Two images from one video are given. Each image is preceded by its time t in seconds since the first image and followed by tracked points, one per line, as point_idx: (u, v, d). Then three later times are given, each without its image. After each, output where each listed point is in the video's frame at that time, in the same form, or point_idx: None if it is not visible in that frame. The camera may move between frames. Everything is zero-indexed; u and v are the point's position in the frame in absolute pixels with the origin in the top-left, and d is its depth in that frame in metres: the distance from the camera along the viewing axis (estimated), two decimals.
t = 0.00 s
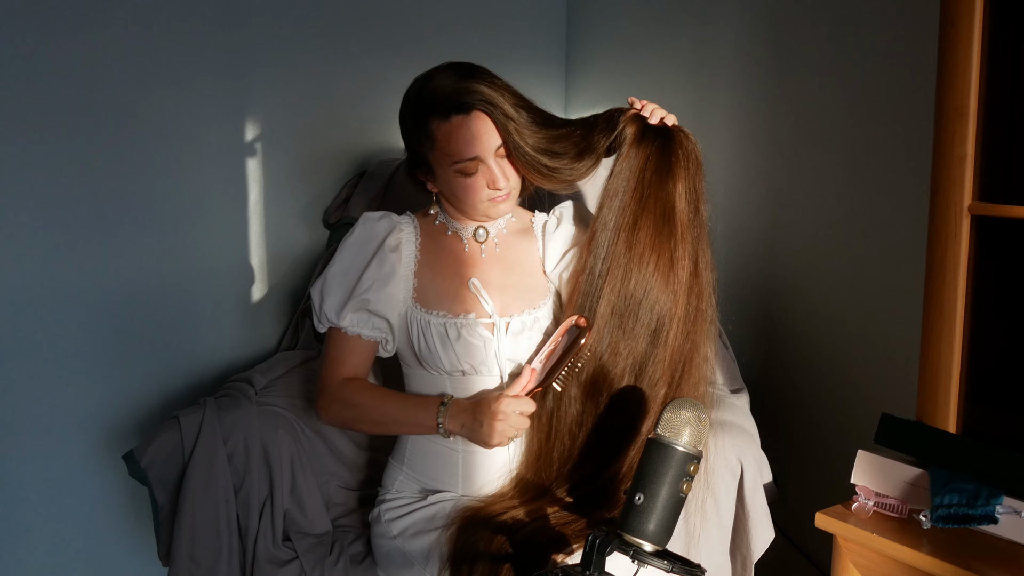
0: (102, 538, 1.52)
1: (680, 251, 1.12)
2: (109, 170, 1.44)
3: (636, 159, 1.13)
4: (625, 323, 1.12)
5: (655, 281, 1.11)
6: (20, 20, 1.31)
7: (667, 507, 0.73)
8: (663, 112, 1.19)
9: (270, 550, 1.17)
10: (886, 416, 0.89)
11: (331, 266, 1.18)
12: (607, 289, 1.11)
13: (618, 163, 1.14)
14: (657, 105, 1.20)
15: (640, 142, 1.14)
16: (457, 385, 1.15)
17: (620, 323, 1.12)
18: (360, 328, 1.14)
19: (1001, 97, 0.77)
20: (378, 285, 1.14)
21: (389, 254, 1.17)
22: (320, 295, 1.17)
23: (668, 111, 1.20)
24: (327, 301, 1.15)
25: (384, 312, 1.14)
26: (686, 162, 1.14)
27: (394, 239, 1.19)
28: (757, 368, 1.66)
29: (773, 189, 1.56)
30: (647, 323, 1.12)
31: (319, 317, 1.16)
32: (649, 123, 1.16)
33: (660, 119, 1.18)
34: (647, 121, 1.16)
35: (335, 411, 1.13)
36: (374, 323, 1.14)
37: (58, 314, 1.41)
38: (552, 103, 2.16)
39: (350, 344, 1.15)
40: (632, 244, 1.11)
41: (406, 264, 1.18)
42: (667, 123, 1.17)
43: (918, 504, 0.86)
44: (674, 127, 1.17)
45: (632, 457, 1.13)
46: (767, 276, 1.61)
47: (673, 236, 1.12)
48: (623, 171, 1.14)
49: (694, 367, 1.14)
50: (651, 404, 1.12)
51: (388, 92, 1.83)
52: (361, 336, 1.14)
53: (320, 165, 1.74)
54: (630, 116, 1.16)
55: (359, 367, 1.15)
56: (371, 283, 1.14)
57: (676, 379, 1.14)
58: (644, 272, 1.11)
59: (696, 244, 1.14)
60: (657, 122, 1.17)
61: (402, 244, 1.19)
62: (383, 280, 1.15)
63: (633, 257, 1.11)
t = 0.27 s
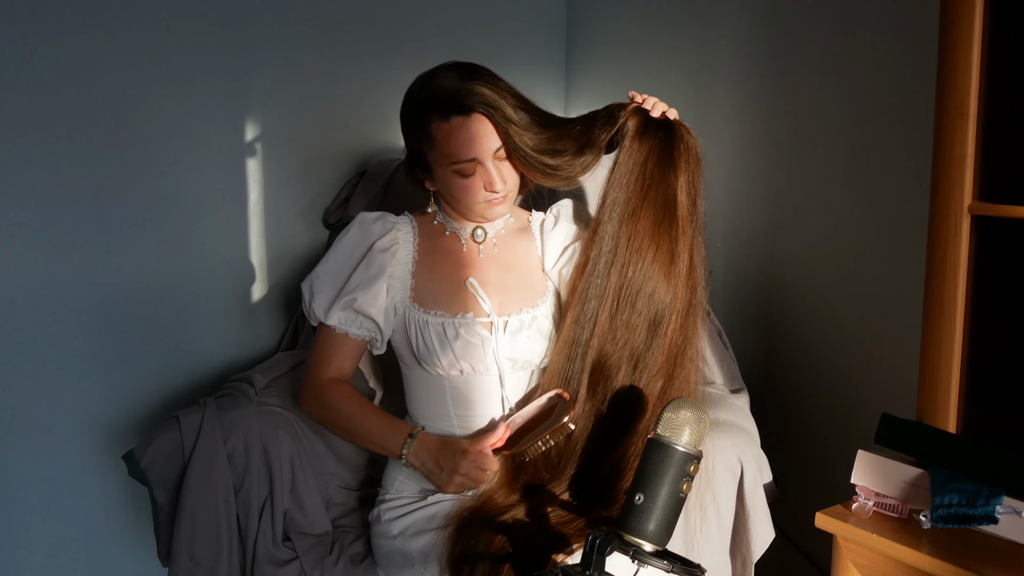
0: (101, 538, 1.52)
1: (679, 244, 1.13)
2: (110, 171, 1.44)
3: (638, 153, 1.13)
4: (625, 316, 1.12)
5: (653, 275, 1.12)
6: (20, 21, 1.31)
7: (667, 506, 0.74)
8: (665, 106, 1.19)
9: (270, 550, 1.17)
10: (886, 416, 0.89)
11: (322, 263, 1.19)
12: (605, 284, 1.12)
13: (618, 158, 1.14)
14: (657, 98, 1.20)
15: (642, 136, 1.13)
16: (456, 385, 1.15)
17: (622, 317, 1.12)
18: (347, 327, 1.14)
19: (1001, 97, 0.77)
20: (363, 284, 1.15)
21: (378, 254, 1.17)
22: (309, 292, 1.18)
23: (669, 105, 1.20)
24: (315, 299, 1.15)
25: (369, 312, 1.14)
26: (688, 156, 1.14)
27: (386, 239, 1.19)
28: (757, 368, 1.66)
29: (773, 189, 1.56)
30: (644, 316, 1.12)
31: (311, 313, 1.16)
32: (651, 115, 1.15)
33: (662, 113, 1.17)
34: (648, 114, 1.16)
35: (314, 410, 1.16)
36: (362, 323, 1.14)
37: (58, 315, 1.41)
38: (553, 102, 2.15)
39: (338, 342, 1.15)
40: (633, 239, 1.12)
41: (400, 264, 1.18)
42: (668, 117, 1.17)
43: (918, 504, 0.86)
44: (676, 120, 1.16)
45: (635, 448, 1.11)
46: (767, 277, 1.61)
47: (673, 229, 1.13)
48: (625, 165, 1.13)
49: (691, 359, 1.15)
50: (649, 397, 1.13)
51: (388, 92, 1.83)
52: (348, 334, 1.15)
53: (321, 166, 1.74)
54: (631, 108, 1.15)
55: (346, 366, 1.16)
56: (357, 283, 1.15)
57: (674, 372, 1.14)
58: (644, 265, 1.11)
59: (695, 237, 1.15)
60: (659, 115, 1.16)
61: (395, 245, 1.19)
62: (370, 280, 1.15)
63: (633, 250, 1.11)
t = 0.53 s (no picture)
0: (102, 538, 1.52)
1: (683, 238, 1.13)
2: (110, 171, 1.44)
3: (641, 150, 1.13)
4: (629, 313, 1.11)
5: (656, 271, 1.11)
6: (20, 21, 1.31)
7: (667, 506, 0.74)
8: (667, 105, 1.19)
9: (270, 550, 1.17)
10: (886, 416, 0.89)
11: (319, 259, 1.20)
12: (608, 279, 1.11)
13: (620, 155, 1.14)
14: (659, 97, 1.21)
15: (645, 133, 1.14)
16: (455, 383, 1.15)
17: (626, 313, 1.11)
18: (341, 323, 1.16)
19: (1001, 97, 0.77)
20: (356, 282, 1.16)
21: (373, 251, 1.18)
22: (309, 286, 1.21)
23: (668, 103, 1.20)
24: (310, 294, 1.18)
25: (361, 310, 1.15)
26: (690, 154, 1.15)
27: (382, 237, 1.20)
28: (757, 368, 1.66)
29: (772, 189, 1.56)
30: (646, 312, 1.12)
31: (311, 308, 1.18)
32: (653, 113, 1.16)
33: (664, 112, 1.18)
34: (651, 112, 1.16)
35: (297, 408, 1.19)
36: (354, 321, 1.16)
37: (59, 315, 1.41)
38: (552, 102, 2.16)
39: (329, 340, 1.18)
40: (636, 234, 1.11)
41: (399, 263, 1.19)
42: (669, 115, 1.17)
43: (918, 504, 0.86)
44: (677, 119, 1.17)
45: (636, 445, 1.11)
46: (767, 276, 1.61)
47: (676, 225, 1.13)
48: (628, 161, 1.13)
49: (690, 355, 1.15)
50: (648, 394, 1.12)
51: (388, 93, 1.83)
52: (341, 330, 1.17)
53: (321, 166, 1.74)
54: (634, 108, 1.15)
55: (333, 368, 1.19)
56: (350, 280, 1.16)
57: (673, 369, 1.14)
58: (646, 262, 1.11)
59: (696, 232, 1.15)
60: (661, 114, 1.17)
61: (393, 244, 1.20)
62: (364, 278, 1.16)
63: (636, 246, 1.11)
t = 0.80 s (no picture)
0: (101, 538, 1.52)
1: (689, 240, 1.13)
2: (110, 171, 1.44)
3: (649, 149, 1.13)
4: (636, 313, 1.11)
5: (662, 272, 1.12)
6: (20, 21, 1.31)
7: (667, 506, 0.74)
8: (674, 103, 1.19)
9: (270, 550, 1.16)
10: (886, 416, 0.89)
11: (323, 262, 1.21)
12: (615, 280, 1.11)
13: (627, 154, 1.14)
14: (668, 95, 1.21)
15: (652, 133, 1.14)
16: (457, 383, 1.15)
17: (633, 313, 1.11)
18: (341, 324, 1.16)
19: (1001, 96, 0.77)
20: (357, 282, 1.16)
21: (375, 251, 1.18)
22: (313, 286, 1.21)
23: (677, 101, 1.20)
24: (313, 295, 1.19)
25: (360, 310, 1.15)
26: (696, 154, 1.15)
27: (383, 238, 1.20)
28: (757, 368, 1.67)
29: (772, 189, 1.56)
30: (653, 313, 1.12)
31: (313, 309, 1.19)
32: (660, 112, 1.16)
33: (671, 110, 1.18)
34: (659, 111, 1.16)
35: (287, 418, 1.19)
36: (353, 322, 1.16)
37: (59, 315, 1.41)
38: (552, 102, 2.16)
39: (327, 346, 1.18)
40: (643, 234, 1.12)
41: (400, 263, 1.19)
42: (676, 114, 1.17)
43: (918, 504, 0.86)
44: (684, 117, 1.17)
45: (637, 445, 1.12)
46: (768, 276, 1.61)
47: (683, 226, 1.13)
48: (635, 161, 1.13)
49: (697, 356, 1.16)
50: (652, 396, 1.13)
51: (388, 93, 1.83)
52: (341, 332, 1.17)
53: (321, 166, 1.74)
54: (642, 111, 1.15)
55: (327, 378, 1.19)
56: (351, 280, 1.17)
57: (680, 369, 1.14)
58: (652, 260, 1.11)
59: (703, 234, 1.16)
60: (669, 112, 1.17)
61: (394, 245, 1.20)
62: (363, 279, 1.16)
63: (641, 246, 1.11)
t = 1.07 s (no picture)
0: (101, 538, 1.52)
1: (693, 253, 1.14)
2: (109, 171, 1.44)
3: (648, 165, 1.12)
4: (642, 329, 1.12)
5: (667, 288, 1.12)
6: (19, 20, 1.31)
7: (667, 506, 0.74)
8: (684, 117, 1.16)
9: (270, 550, 1.17)
10: (886, 416, 0.89)
11: (323, 257, 1.22)
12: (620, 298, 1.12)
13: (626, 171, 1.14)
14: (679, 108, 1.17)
15: (652, 149, 1.13)
16: (456, 383, 1.15)
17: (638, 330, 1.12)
18: (335, 318, 1.18)
19: (1001, 97, 0.77)
20: (353, 275, 1.17)
21: (373, 248, 1.18)
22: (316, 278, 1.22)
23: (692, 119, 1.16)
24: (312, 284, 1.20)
25: (352, 305, 1.15)
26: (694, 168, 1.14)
27: (383, 236, 1.20)
28: (756, 368, 1.67)
29: (772, 189, 1.56)
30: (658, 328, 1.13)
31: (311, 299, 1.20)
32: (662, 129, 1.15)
33: (678, 124, 1.15)
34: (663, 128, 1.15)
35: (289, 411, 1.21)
36: (345, 316, 1.17)
37: (59, 315, 1.41)
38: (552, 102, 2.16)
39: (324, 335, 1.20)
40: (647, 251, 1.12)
41: (400, 261, 1.19)
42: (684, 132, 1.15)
43: (918, 504, 0.86)
44: (692, 138, 1.15)
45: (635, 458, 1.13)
46: (767, 276, 1.61)
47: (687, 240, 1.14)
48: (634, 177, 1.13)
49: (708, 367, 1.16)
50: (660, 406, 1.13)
51: (388, 93, 1.83)
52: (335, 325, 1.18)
53: (320, 166, 1.74)
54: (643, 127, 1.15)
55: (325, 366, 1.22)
56: (346, 275, 1.17)
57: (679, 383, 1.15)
58: (649, 276, 1.12)
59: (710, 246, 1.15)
60: (673, 128, 1.14)
61: (393, 243, 1.20)
62: (359, 274, 1.17)
63: (638, 262, 1.12)
